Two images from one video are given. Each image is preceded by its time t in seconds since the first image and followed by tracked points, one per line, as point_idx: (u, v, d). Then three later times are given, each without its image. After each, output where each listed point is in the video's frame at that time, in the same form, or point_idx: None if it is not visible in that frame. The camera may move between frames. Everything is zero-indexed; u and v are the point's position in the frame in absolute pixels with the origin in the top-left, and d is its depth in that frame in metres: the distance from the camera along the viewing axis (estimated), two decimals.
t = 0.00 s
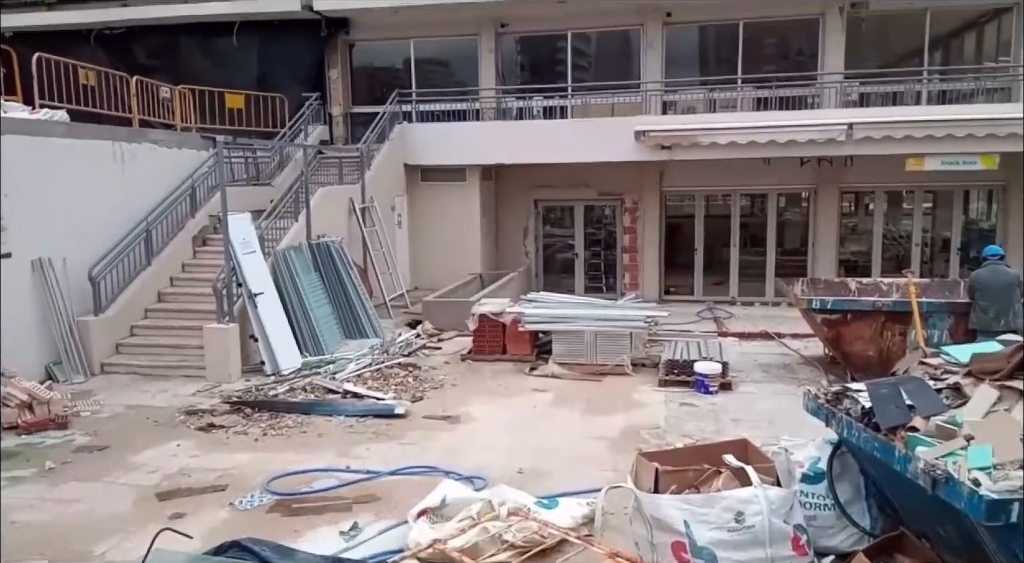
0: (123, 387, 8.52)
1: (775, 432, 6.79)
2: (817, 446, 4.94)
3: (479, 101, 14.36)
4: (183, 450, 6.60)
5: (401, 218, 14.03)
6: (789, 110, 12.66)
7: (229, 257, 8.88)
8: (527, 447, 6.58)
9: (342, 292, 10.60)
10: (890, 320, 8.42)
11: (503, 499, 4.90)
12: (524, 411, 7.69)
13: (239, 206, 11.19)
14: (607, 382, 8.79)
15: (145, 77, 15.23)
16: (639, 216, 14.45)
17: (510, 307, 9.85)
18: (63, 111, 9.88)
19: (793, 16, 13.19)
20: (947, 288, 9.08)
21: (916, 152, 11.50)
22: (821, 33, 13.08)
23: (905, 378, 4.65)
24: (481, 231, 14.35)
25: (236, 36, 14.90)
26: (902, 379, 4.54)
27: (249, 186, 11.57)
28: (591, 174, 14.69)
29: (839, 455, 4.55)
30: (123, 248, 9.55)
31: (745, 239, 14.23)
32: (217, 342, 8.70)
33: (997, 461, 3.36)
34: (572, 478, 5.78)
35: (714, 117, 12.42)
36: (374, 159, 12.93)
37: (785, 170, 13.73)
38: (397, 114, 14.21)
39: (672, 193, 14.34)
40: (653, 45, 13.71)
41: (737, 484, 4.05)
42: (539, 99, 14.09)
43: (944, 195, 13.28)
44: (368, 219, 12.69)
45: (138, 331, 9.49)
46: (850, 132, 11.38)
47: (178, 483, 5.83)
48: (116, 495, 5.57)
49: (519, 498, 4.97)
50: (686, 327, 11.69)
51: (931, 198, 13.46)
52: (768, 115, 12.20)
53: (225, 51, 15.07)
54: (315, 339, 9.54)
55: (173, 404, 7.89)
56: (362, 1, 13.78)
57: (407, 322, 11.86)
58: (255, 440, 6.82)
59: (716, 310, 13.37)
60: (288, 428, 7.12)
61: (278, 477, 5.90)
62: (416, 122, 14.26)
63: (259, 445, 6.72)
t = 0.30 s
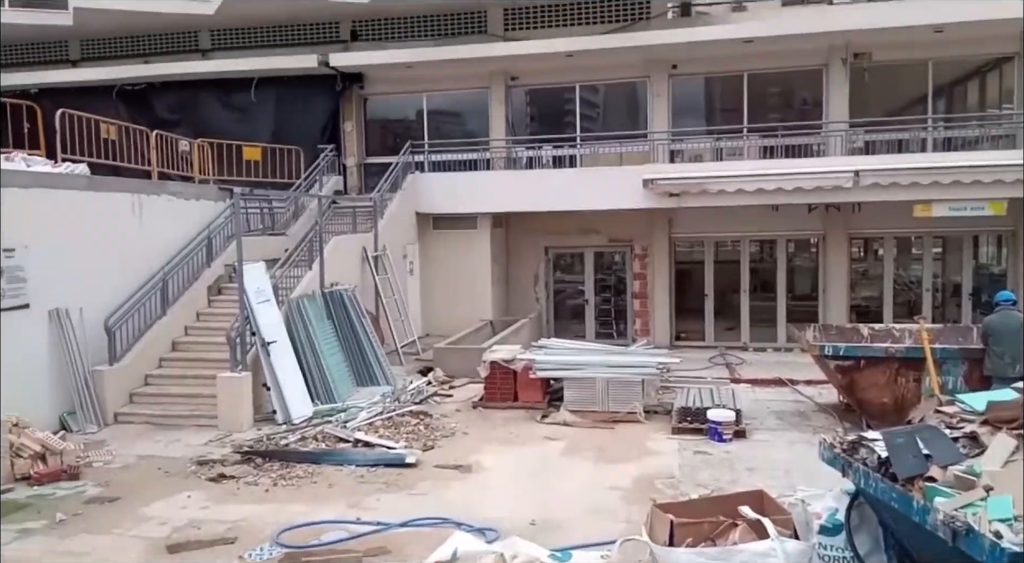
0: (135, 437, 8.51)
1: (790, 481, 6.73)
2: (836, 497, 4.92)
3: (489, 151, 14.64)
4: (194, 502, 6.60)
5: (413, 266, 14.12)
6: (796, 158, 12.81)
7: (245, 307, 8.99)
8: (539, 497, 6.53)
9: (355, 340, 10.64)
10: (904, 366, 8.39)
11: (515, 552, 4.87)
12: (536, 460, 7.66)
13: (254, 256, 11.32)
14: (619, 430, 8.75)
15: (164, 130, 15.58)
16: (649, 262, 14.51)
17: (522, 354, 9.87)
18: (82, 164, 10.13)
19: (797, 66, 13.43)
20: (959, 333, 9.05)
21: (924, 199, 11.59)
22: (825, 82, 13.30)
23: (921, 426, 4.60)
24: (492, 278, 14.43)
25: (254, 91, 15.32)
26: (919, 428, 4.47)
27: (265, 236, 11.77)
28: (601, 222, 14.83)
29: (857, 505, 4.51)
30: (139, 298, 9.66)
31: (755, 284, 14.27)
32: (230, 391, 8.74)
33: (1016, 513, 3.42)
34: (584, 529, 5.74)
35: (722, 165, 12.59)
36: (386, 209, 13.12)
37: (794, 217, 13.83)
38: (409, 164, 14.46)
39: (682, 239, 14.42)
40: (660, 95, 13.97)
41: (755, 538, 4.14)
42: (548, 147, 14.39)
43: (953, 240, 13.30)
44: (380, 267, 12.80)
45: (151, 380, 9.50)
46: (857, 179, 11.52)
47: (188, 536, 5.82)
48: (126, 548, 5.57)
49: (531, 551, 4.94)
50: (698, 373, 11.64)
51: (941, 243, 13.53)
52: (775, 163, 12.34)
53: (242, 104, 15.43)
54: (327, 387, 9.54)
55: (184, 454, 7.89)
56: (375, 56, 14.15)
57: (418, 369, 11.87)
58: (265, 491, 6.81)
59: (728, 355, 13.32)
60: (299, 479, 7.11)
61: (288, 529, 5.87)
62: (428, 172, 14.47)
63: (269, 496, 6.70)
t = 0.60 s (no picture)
0: (140, 488, 8.43)
1: (805, 532, 6.59)
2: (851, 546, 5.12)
3: (497, 198, 14.72)
4: (199, 554, 6.52)
5: (421, 313, 14.10)
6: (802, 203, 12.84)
7: (253, 355, 9.02)
8: (549, 549, 6.42)
9: (362, 388, 10.60)
10: (917, 414, 8.28)
11: None
12: (545, 511, 7.55)
13: (263, 304, 11.36)
14: (630, 478, 8.63)
15: (176, 180, 15.81)
16: (657, 307, 14.49)
17: (530, 401, 9.78)
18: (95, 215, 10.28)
19: (801, 113, 13.57)
20: (972, 379, 8.96)
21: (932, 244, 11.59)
22: (829, 129, 13.43)
23: (936, 475, 4.80)
24: (500, 325, 14.41)
25: (266, 142, 15.57)
26: (934, 477, 4.65)
27: (275, 284, 11.84)
28: (609, 267, 14.85)
29: (874, 554, 4.70)
30: (148, 347, 9.71)
31: (765, 329, 14.23)
32: (237, 440, 8.69)
33: None
34: None
35: (728, 211, 12.63)
36: (395, 256, 13.20)
37: (801, 262, 13.82)
38: (417, 211, 14.53)
39: (689, 284, 14.42)
40: (665, 142, 14.14)
41: None
42: (555, 195, 14.29)
43: (963, 284, 13.18)
44: (388, 314, 12.81)
45: (159, 430, 9.50)
46: (863, 224, 11.54)
47: None
48: None
49: None
50: (709, 420, 11.52)
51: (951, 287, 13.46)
52: (782, 208, 12.38)
53: (253, 154, 15.68)
54: (334, 435, 9.48)
55: (189, 505, 7.82)
56: (384, 106, 14.41)
57: (426, 417, 11.78)
58: (271, 543, 6.73)
59: (739, 402, 13.20)
60: (305, 530, 7.03)
61: None
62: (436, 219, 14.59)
63: (275, 547, 6.62)
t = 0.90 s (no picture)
0: (140, 536, 8.30)
1: None
2: None
3: (501, 240, 14.83)
4: None
5: (426, 354, 14.06)
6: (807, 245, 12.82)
7: (256, 399, 8.96)
8: None
9: (366, 432, 10.50)
10: (928, 458, 8.15)
11: None
12: (551, 558, 7.41)
13: (267, 347, 11.34)
14: (638, 525, 8.49)
15: (183, 224, 15.89)
16: (663, 349, 14.41)
17: (535, 445, 9.69)
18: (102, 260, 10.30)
19: (804, 155, 13.65)
20: (983, 422, 8.83)
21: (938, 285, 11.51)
22: (832, 171, 13.50)
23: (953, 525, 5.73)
24: (504, 367, 14.34)
25: (272, 186, 15.71)
26: (946, 525, 5.60)
27: (279, 327, 11.82)
28: (613, 308, 14.81)
29: None
30: (151, 391, 9.66)
31: (772, 371, 14.12)
32: (238, 487, 8.58)
33: None
34: None
35: (733, 252, 12.63)
36: (400, 297, 13.21)
37: (807, 304, 13.78)
38: (423, 253, 14.60)
39: (695, 325, 14.37)
40: (668, 184, 14.24)
41: None
42: (559, 237, 14.45)
43: (971, 325, 13.14)
44: (393, 356, 12.75)
45: (160, 475, 9.38)
46: (868, 266, 11.49)
47: None
48: None
49: None
50: (718, 464, 11.37)
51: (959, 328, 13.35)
52: (787, 250, 12.37)
53: (260, 198, 15.82)
54: (337, 481, 9.37)
55: (189, 554, 7.70)
56: (389, 150, 14.55)
57: (431, 461, 11.65)
58: None
59: (748, 445, 13.04)
60: None
61: None
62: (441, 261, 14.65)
63: None
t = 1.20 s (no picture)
0: None
1: None
2: None
3: (505, 269, 14.74)
4: None
5: (430, 385, 14.01)
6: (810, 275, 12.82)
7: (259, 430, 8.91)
8: None
9: (370, 463, 10.45)
10: (937, 490, 8.07)
11: None
12: None
13: (272, 377, 11.34)
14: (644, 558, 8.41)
15: (190, 255, 15.98)
16: (668, 379, 14.33)
17: (540, 476, 9.57)
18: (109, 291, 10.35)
19: (807, 186, 13.73)
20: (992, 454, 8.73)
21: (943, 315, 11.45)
22: (834, 203, 13.58)
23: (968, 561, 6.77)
24: (509, 398, 14.29)
25: (278, 217, 15.82)
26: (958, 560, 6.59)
27: (284, 357, 11.83)
28: (617, 338, 14.78)
29: None
30: (155, 423, 9.64)
31: (778, 401, 14.06)
32: (240, 520, 8.53)
33: None
34: None
35: (738, 282, 12.64)
36: (404, 327, 13.23)
37: (812, 334, 13.76)
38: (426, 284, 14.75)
39: (700, 355, 14.33)
40: (672, 215, 14.31)
41: None
42: (564, 266, 14.54)
43: (977, 356, 12.92)
44: (397, 387, 12.72)
45: (162, 508, 9.31)
46: (873, 295, 11.49)
47: None
48: None
49: None
50: (725, 496, 11.28)
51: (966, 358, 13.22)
52: (791, 280, 12.38)
53: (266, 229, 15.93)
54: (340, 515, 9.31)
55: None
56: (395, 182, 14.67)
57: (435, 493, 11.58)
58: None
59: (754, 477, 12.95)
60: None
61: None
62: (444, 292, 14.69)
63: None
